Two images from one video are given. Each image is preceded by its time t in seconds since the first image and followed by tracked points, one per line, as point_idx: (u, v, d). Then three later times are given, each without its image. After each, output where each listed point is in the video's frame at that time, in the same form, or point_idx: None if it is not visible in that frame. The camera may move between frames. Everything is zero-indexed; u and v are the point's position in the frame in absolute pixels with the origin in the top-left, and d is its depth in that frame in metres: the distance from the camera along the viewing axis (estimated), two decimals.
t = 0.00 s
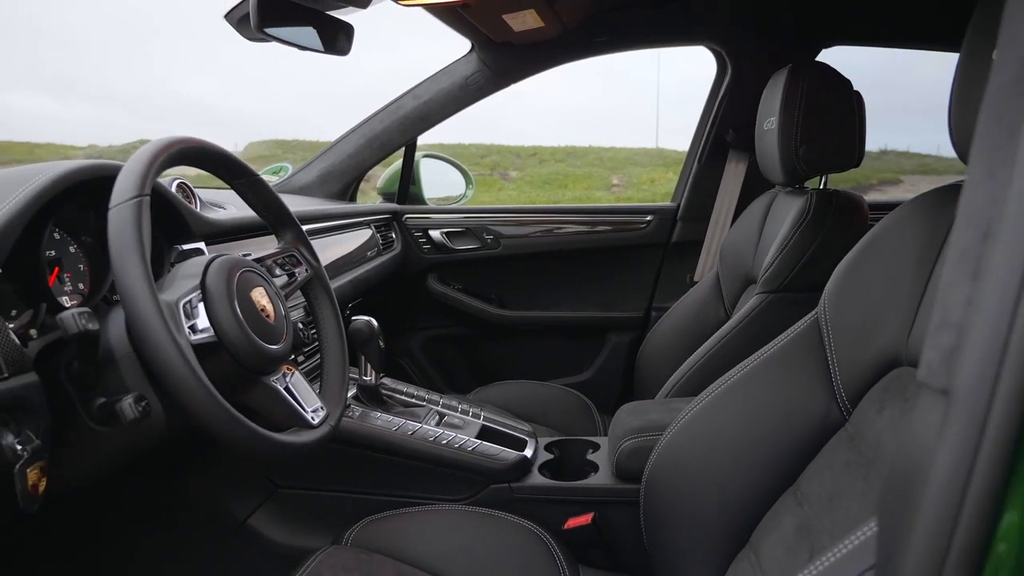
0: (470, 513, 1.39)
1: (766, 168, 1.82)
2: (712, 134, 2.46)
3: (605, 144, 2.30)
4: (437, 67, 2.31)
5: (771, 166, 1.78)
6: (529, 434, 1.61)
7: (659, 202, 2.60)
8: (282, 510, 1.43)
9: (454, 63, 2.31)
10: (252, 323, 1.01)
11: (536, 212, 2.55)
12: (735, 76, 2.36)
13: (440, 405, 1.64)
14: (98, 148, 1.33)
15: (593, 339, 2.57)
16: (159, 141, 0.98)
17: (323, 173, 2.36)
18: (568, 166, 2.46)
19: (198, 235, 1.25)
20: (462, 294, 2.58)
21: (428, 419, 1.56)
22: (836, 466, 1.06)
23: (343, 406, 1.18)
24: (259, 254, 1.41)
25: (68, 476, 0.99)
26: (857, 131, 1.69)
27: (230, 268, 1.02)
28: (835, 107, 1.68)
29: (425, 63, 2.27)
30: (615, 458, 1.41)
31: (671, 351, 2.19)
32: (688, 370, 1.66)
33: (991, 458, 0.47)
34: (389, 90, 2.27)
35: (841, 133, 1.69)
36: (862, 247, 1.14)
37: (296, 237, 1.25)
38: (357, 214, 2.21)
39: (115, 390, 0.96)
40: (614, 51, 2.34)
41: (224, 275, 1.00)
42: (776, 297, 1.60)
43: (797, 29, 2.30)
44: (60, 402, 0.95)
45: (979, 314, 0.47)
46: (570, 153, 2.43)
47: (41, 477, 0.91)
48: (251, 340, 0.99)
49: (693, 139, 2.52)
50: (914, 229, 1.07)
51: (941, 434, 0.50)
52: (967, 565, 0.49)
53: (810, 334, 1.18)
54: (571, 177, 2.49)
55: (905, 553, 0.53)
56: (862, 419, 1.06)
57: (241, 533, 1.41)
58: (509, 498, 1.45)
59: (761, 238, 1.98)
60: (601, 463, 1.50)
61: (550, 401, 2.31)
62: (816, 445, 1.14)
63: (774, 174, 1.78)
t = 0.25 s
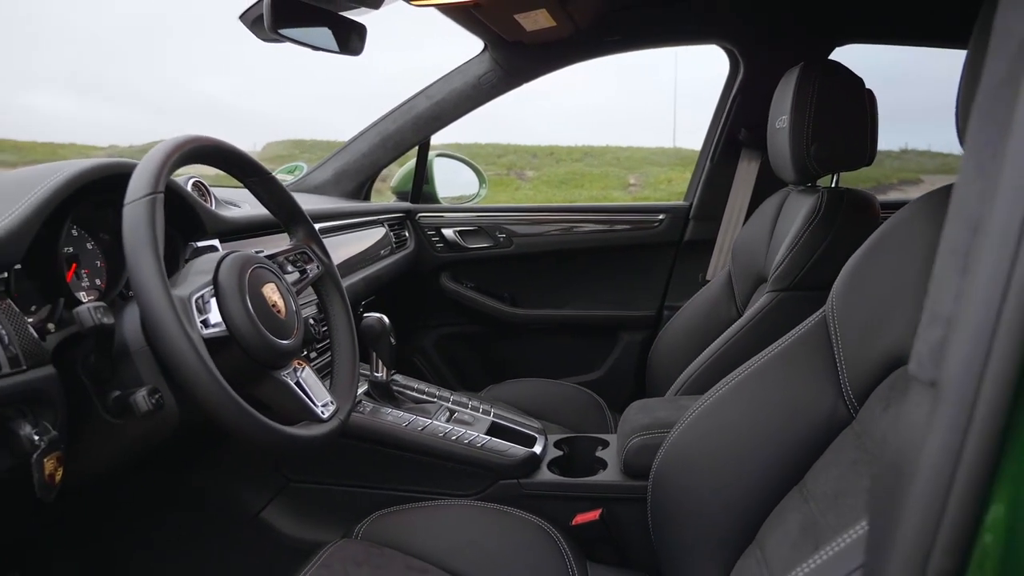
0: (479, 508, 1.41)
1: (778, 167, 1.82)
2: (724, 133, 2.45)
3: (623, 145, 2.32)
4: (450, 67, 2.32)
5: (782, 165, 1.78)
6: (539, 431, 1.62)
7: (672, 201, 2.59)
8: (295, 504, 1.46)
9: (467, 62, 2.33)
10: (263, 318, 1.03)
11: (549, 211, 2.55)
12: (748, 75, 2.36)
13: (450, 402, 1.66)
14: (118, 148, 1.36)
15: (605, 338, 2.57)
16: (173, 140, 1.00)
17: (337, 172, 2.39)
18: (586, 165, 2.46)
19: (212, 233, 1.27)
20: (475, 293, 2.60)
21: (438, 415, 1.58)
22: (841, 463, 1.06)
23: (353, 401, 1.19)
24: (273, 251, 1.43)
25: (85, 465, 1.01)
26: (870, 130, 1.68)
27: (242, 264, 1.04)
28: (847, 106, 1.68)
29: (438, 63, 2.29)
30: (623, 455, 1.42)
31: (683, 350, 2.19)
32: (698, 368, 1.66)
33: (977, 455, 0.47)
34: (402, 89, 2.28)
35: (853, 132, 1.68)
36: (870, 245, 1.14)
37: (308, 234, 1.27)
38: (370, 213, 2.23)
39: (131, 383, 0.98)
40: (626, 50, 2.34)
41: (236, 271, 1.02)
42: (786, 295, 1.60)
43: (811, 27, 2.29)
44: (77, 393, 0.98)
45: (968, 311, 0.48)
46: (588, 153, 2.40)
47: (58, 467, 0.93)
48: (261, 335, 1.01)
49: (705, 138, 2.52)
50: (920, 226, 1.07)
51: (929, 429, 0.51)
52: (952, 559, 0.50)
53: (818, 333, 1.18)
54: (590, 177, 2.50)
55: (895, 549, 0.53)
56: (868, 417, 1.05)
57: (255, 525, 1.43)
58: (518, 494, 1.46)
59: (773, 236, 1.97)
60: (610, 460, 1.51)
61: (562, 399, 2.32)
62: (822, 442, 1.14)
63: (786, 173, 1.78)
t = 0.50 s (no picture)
0: (488, 505, 1.42)
1: (790, 166, 1.81)
2: (737, 132, 2.45)
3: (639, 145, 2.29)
4: (463, 67, 2.34)
5: (794, 164, 1.77)
6: (548, 429, 1.62)
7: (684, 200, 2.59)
8: (305, 499, 1.47)
9: (479, 62, 2.34)
10: (274, 315, 1.05)
11: (561, 210, 2.56)
12: (761, 74, 2.35)
13: (460, 400, 1.67)
14: (136, 148, 1.38)
15: (616, 337, 2.57)
16: (185, 139, 1.02)
17: (350, 172, 2.41)
18: (602, 165, 2.43)
19: (226, 232, 1.30)
20: (487, 292, 2.61)
21: (448, 412, 1.59)
22: (849, 462, 1.06)
23: (362, 397, 1.20)
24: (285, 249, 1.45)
25: (99, 458, 1.03)
26: (883, 129, 1.67)
27: (254, 262, 1.06)
28: (859, 105, 1.67)
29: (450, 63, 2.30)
30: (632, 453, 1.42)
31: (694, 349, 2.19)
32: (708, 367, 1.66)
33: (970, 448, 0.43)
34: (415, 89, 2.30)
35: (866, 130, 1.67)
36: (879, 244, 1.13)
37: (319, 233, 1.28)
38: (383, 212, 2.25)
39: (144, 377, 1.00)
40: (637, 50, 2.35)
41: (248, 268, 1.04)
42: (796, 294, 1.59)
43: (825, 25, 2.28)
44: (93, 389, 1.00)
45: (961, 296, 0.45)
46: (605, 152, 2.37)
47: (74, 459, 0.95)
48: (272, 332, 1.02)
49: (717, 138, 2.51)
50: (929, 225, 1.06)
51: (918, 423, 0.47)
52: (940, 565, 0.45)
53: (826, 332, 1.18)
54: (605, 176, 2.47)
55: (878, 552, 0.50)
56: (876, 417, 1.05)
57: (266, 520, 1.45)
58: (527, 491, 1.47)
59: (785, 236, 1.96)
60: (619, 459, 1.51)
61: (573, 397, 2.32)
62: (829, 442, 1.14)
63: (797, 172, 1.77)
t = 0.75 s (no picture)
0: (495, 503, 1.43)
1: (800, 166, 1.81)
2: (748, 132, 2.44)
3: (653, 144, 2.27)
4: (474, 67, 2.35)
5: (804, 163, 1.77)
6: (556, 428, 1.63)
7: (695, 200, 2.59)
8: (316, 496, 1.49)
9: (490, 62, 2.35)
10: (283, 313, 1.06)
11: (571, 210, 2.56)
12: (772, 73, 2.34)
13: (469, 398, 1.68)
14: (152, 148, 1.41)
15: (627, 337, 2.58)
16: (196, 140, 1.03)
17: (363, 171, 2.43)
18: (617, 165, 2.41)
19: (237, 231, 1.31)
20: (498, 291, 2.62)
21: (457, 411, 1.60)
22: (854, 462, 1.06)
23: (370, 395, 1.22)
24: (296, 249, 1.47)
25: (113, 452, 1.05)
26: (895, 128, 1.66)
27: (263, 261, 1.07)
28: (870, 104, 1.66)
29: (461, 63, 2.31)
30: (639, 452, 1.43)
31: (705, 349, 2.19)
32: (717, 367, 1.66)
33: (959, 446, 0.44)
34: (426, 90, 2.32)
35: (877, 130, 1.66)
36: (886, 244, 1.13)
37: (328, 231, 1.30)
38: (394, 212, 2.27)
39: (155, 374, 1.01)
40: (647, 50, 2.35)
41: (257, 267, 1.05)
42: (806, 294, 1.59)
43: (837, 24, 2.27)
44: (106, 385, 1.02)
45: (952, 293, 0.45)
46: (619, 153, 2.36)
47: (86, 453, 0.98)
48: (281, 330, 1.04)
49: (728, 137, 2.50)
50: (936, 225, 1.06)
51: (909, 419, 0.47)
52: (929, 560, 0.46)
53: (833, 332, 1.18)
54: (620, 176, 2.44)
55: (869, 546, 0.50)
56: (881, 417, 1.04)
57: (277, 515, 1.47)
58: (535, 489, 1.48)
59: (796, 236, 1.95)
60: (626, 457, 1.52)
61: (582, 396, 2.33)
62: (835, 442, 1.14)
63: (808, 172, 1.77)
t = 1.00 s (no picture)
0: (504, 502, 1.44)
1: (811, 166, 1.80)
2: (759, 132, 2.44)
3: (668, 145, 2.28)
4: (486, 68, 2.36)
5: (815, 164, 1.76)
6: (566, 428, 1.64)
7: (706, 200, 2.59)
8: (326, 494, 1.50)
9: (502, 63, 2.36)
10: (293, 312, 1.07)
11: (582, 210, 2.57)
12: (784, 73, 2.34)
13: (479, 398, 1.69)
14: (167, 149, 1.43)
15: (637, 337, 2.58)
16: (209, 141, 1.05)
17: (375, 172, 2.45)
18: (631, 165, 2.41)
19: (249, 231, 1.33)
20: (509, 291, 2.63)
21: (466, 410, 1.61)
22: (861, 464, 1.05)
23: (379, 393, 1.23)
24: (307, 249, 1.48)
25: (127, 448, 1.07)
26: (906, 129, 1.65)
27: (274, 261, 1.09)
28: (882, 105, 1.65)
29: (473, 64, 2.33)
30: (648, 452, 1.43)
31: (715, 350, 2.18)
32: (726, 368, 1.66)
33: (952, 447, 0.44)
34: (437, 91, 2.33)
35: (888, 130, 1.65)
36: (895, 246, 1.12)
37: (339, 232, 1.31)
38: (406, 212, 2.28)
39: (168, 372, 1.03)
40: (658, 50, 2.35)
41: (268, 267, 1.07)
42: (815, 295, 1.59)
43: (850, 23, 2.26)
44: (121, 382, 1.04)
45: (948, 294, 0.45)
46: (633, 153, 2.36)
47: (100, 449, 0.99)
48: (291, 329, 1.05)
49: (740, 137, 2.50)
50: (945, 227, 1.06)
51: (904, 419, 0.47)
52: (923, 558, 0.46)
53: (841, 333, 1.17)
54: (635, 176, 2.45)
55: (865, 542, 0.51)
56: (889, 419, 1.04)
57: (288, 512, 1.48)
58: (544, 489, 1.49)
59: (807, 237, 1.94)
60: (635, 457, 1.52)
61: (592, 397, 2.33)
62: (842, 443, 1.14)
63: (819, 173, 1.76)
